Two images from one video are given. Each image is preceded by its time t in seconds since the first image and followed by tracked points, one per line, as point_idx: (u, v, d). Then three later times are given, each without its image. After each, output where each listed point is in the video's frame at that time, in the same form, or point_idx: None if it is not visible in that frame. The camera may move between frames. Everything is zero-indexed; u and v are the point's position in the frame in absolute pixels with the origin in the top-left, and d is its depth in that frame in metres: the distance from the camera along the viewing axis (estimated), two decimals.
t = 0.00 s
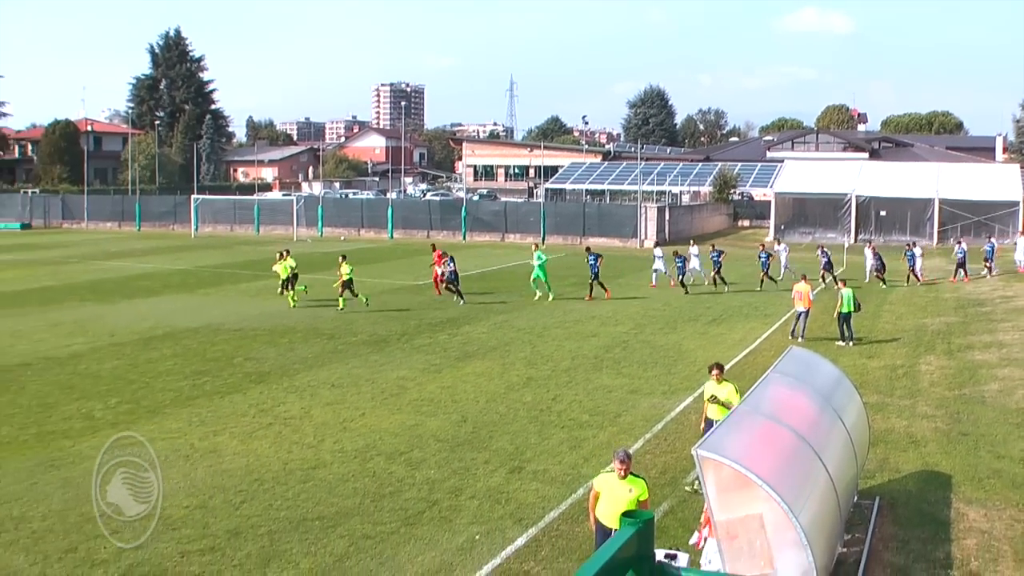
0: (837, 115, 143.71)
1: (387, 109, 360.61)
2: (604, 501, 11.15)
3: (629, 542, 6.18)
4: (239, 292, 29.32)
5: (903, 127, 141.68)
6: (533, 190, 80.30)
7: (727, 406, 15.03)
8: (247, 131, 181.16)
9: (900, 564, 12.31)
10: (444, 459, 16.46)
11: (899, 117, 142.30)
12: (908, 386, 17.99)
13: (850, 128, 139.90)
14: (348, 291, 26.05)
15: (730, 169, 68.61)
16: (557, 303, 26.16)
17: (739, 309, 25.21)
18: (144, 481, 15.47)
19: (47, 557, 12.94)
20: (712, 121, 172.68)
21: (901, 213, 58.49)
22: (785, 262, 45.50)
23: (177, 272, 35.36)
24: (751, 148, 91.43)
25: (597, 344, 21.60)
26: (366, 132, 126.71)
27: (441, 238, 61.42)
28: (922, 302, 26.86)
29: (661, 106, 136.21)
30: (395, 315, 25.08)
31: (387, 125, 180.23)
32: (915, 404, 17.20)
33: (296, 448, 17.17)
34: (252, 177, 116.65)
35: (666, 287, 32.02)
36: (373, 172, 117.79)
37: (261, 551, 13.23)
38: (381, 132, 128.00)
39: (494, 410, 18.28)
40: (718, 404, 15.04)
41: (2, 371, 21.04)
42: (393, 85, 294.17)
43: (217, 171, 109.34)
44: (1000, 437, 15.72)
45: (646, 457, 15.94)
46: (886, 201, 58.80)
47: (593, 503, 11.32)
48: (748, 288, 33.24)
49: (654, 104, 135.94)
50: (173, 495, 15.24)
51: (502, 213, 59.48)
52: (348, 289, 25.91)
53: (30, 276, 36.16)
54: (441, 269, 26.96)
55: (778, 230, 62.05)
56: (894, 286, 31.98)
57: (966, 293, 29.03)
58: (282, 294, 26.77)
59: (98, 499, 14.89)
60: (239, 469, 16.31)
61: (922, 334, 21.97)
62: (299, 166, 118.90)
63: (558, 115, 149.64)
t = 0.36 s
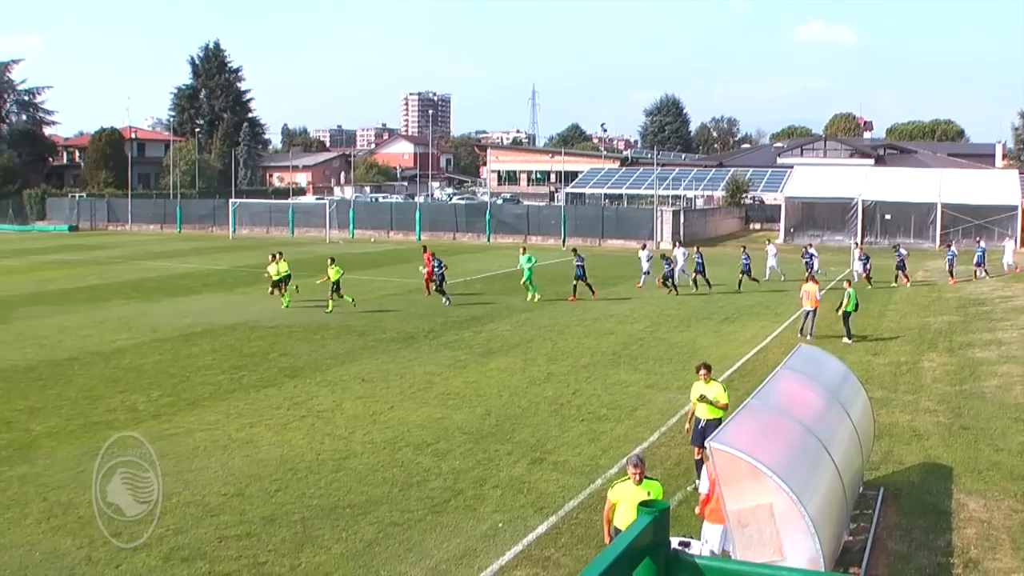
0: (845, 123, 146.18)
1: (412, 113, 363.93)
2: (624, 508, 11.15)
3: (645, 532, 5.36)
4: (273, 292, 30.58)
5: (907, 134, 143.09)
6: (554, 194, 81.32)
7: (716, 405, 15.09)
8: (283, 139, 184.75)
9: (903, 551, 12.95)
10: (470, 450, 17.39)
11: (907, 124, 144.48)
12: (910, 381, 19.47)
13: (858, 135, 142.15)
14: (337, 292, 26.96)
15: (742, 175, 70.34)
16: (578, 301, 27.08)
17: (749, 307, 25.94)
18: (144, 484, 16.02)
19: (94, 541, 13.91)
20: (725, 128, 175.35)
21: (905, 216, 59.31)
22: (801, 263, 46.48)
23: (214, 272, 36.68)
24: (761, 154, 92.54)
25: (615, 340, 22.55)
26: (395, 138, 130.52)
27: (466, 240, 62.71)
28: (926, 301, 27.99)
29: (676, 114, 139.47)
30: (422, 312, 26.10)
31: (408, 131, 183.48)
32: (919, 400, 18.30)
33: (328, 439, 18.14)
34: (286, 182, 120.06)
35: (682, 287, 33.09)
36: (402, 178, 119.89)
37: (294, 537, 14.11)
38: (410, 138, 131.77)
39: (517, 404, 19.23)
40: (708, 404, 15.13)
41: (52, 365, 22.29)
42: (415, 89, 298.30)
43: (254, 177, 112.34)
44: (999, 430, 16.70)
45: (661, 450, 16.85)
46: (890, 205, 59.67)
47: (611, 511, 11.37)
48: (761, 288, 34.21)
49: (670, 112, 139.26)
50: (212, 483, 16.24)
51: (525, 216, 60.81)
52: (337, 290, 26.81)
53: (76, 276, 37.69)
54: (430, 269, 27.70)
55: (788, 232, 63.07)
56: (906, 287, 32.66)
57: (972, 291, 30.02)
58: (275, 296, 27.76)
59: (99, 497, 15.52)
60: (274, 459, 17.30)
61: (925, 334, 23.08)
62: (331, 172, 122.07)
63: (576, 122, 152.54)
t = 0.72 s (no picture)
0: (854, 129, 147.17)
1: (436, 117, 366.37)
2: (642, 511, 11.47)
3: (659, 522, 4.18)
4: (299, 292, 31.57)
5: (914, 140, 143.57)
6: (574, 196, 82.07)
7: (708, 409, 15.70)
8: (312, 144, 187.39)
9: (908, 542, 13.53)
10: (493, 443, 18.15)
11: (913, 131, 145.16)
12: (915, 376, 20.44)
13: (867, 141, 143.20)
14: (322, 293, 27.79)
15: (754, 180, 71.16)
16: (596, 301, 27.85)
17: (761, 307, 26.61)
18: (142, 481, 16.18)
19: (132, 530, 14.76)
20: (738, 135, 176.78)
21: (913, 218, 59.47)
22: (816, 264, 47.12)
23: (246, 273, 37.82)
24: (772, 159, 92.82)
25: (632, 338, 23.32)
26: (421, 143, 132.99)
27: (489, 242, 63.67)
28: (931, 300, 28.63)
29: (692, 121, 140.95)
30: (445, 311, 26.95)
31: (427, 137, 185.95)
32: (925, 396, 19.26)
33: (357, 432, 18.99)
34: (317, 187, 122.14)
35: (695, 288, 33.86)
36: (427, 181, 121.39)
37: (324, 525, 14.89)
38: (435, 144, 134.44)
39: (539, 399, 20.02)
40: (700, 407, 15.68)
41: (93, 360, 23.32)
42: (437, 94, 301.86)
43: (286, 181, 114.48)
44: (1002, 425, 17.53)
45: (677, 445, 17.60)
46: (897, 209, 59.88)
47: (629, 517, 11.64)
48: (771, 288, 35.01)
49: (686, 119, 140.52)
50: (244, 474, 17.12)
51: (547, 218, 61.77)
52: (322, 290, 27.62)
53: (114, 275, 38.96)
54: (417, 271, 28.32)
55: (798, 235, 63.03)
56: (916, 288, 33.23)
57: (978, 291, 30.64)
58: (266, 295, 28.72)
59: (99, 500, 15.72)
60: (304, 451, 18.14)
61: (932, 333, 23.77)
62: (360, 176, 124.16)
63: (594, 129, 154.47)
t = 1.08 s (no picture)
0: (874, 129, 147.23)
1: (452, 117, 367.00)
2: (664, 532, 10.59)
3: (681, 521, 4.55)
4: (321, 291, 31.85)
5: (933, 139, 142.96)
6: (592, 197, 82.49)
7: (710, 413, 15.31)
8: (332, 145, 188.08)
9: (927, 544, 13.54)
10: (512, 443, 18.21)
11: (933, 131, 144.93)
12: (935, 377, 20.45)
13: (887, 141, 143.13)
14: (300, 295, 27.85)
15: (774, 180, 71.36)
16: (615, 301, 27.99)
17: (781, 307, 26.67)
18: (144, 484, 16.65)
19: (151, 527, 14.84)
20: (757, 135, 177.17)
21: (933, 219, 59.20)
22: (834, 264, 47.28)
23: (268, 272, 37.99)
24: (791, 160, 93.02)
25: (651, 339, 23.42)
26: (441, 143, 134.45)
27: (508, 242, 64.40)
28: (952, 300, 28.66)
29: (711, 120, 141.64)
30: (465, 310, 27.12)
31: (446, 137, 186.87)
32: (944, 397, 19.27)
33: (376, 431, 19.06)
34: (337, 186, 123.61)
35: (715, 287, 34.06)
36: (445, 181, 121.59)
37: (342, 524, 14.93)
38: (455, 143, 135.81)
39: (558, 399, 20.13)
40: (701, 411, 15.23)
41: (114, 358, 23.50)
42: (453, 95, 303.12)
43: (305, 180, 115.35)
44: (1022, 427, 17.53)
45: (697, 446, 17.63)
46: (917, 208, 59.58)
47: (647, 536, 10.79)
48: (791, 288, 35.16)
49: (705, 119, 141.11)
50: (263, 472, 17.20)
51: (566, 218, 62.34)
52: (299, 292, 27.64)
53: (137, 274, 39.18)
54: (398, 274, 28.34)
55: (818, 235, 63.41)
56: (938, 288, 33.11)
57: (999, 292, 30.63)
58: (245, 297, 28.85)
59: (99, 496, 15.96)
60: (323, 450, 18.21)
61: (952, 333, 23.79)
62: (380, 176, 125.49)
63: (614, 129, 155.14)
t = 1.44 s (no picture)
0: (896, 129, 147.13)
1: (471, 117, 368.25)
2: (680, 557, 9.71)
3: (703, 521, 4.57)
4: (344, 291, 32.07)
5: (955, 139, 142.73)
6: (614, 196, 82.94)
7: (707, 421, 14.57)
8: (356, 144, 189.88)
9: (949, 545, 13.47)
10: (533, 442, 18.21)
11: (955, 130, 144.55)
12: (957, 378, 20.37)
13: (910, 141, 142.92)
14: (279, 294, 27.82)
15: (796, 180, 71.42)
16: (636, 302, 28.07)
17: (802, 307, 26.65)
18: (144, 485, 16.56)
19: (172, 524, 14.87)
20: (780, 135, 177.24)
21: (955, 219, 59.06)
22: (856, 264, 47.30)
23: (291, 271, 38.26)
24: (812, 159, 93.21)
25: (672, 339, 23.43)
26: (463, 143, 135.54)
27: (530, 241, 65.28)
28: (974, 300, 28.58)
29: (733, 120, 142.03)
30: (487, 310, 27.24)
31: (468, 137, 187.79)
32: (966, 398, 19.18)
33: (397, 431, 19.07)
34: (359, 185, 124.80)
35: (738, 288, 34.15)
36: (466, 181, 122.27)
37: (363, 523, 14.94)
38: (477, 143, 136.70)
39: (579, 399, 20.14)
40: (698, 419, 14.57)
41: (136, 357, 23.62)
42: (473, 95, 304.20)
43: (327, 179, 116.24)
44: None
45: (718, 445, 17.55)
46: (939, 209, 59.53)
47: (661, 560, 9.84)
48: (813, 288, 35.22)
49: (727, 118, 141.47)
50: (285, 471, 17.24)
51: (588, 218, 63.07)
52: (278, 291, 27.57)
53: (160, 273, 39.43)
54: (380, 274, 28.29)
55: (840, 235, 63.08)
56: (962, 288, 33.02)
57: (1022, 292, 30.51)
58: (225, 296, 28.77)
59: (98, 497, 15.91)
60: (344, 449, 18.24)
61: (974, 334, 23.70)
62: (402, 175, 126.62)
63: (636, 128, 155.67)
